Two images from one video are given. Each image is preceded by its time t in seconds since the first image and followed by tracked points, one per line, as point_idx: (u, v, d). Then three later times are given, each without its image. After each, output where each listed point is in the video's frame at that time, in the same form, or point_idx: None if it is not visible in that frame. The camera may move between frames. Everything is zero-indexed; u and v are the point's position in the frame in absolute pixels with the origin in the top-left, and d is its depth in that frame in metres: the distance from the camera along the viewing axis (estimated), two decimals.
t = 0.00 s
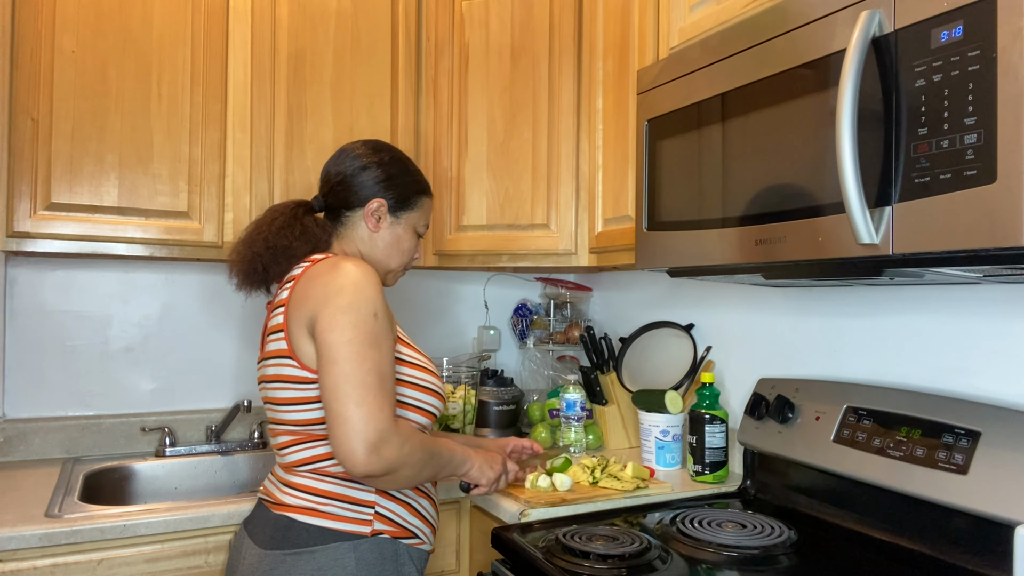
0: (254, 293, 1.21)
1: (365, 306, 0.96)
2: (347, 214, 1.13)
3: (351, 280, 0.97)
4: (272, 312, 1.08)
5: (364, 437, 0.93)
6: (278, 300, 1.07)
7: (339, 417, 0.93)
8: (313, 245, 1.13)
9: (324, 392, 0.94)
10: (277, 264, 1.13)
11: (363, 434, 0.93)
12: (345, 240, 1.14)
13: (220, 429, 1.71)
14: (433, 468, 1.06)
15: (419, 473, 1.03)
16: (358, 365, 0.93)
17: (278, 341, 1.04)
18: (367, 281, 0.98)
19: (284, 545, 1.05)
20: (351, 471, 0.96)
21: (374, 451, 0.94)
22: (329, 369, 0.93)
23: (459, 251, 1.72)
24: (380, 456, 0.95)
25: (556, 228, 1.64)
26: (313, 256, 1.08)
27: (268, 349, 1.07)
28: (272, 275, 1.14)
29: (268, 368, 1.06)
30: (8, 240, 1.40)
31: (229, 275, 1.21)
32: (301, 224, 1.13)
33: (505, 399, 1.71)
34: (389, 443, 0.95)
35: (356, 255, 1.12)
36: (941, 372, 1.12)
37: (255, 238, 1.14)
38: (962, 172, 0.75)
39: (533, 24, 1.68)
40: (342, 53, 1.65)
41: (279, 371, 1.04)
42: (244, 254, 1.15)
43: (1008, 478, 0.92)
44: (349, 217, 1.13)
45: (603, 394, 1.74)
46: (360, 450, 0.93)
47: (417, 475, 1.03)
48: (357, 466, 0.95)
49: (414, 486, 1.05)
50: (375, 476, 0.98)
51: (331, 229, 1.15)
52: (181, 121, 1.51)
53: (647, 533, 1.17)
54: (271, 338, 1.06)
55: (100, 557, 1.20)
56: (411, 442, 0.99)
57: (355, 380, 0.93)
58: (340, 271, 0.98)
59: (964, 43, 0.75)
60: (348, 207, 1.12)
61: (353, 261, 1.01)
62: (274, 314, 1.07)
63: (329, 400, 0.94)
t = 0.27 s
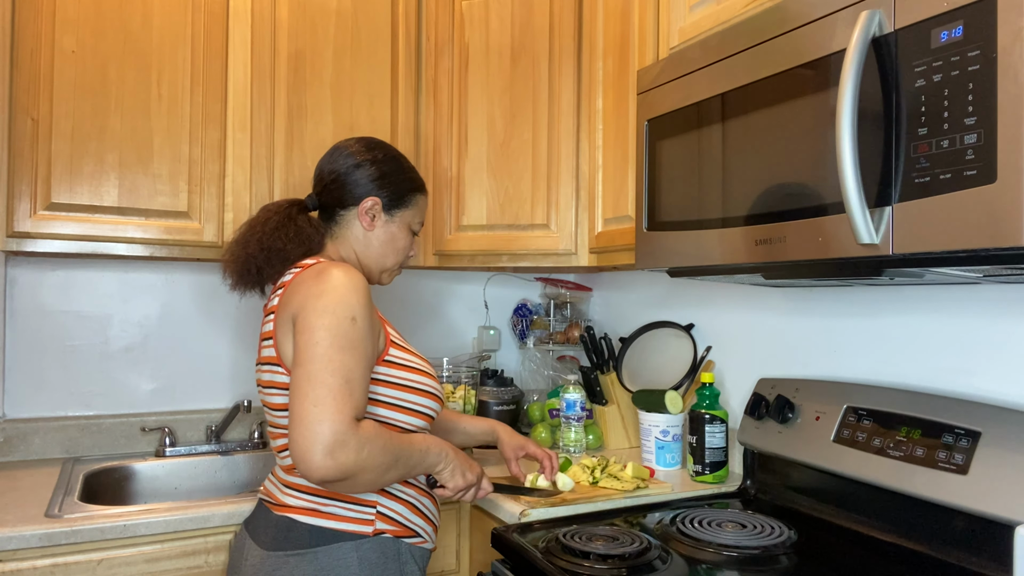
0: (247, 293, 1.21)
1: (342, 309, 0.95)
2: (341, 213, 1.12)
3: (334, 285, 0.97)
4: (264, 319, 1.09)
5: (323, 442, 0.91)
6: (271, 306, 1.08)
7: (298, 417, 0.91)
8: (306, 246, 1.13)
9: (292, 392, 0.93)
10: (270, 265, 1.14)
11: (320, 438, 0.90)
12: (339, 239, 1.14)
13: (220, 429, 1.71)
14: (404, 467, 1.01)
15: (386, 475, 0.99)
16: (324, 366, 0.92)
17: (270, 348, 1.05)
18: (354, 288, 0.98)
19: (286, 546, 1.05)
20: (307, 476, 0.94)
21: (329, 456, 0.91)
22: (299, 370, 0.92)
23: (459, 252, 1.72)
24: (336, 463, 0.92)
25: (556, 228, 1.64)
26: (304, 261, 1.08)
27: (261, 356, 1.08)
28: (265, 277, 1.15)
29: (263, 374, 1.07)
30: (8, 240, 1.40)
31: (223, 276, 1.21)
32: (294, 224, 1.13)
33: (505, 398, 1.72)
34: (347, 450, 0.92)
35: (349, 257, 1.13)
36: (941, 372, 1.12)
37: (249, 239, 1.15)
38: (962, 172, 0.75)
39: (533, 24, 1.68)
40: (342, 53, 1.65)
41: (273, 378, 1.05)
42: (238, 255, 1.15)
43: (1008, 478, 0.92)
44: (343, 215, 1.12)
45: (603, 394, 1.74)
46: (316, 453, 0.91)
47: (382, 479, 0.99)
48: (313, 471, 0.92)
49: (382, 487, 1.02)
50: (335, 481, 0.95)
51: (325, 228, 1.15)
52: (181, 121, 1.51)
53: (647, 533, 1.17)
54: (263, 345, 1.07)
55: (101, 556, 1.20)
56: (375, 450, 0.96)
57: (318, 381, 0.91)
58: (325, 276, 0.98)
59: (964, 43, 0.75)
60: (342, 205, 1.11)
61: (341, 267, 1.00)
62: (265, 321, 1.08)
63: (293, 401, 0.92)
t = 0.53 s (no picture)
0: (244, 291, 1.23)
1: (336, 317, 0.95)
2: (338, 212, 1.12)
3: (327, 290, 0.97)
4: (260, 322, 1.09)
5: (326, 454, 0.92)
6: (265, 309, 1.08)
7: (301, 430, 0.92)
8: (302, 247, 1.14)
9: (292, 405, 0.94)
10: (267, 265, 1.15)
11: (324, 450, 0.92)
12: (336, 239, 1.14)
13: (220, 429, 1.71)
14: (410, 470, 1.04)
15: (393, 479, 1.01)
16: (324, 377, 0.92)
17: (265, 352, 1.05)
18: (346, 292, 0.97)
19: (282, 548, 1.05)
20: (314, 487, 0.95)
21: (335, 467, 0.92)
22: (297, 382, 0.93)
23: (459, 252, 1.72)
24: (341, 472, 0.93)
25: (556, 228, 1.64)
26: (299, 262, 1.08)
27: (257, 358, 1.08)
28: (262, 276, 1.16)
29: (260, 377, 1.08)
30: (9, 240, 1.40)
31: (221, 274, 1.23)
32: (290, 224, 1.15)
33: (505, 398, 1.72)
34: (351, 459, 0.93)
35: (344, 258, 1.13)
36: (941, 372, 1.12)
37: (246, 238, 1.16)
38: (962, 172, 0.75)
39: (533, 23, 1.68)
40: (342, 53, 1.65)
41: (269, 381, 1.05)
42: (235, 254, 1.17)
43: (1007, 478, 0.92)
44: (341, 214, 1.12)
45: (603, 394, 1.74)
46: (321, 465, 0.92)
47: (388, 481, 1.00)
48: (319, 482, 0.93)
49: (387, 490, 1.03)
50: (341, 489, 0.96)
51: (322, 228, 1.16)
52: (181, 121, 1.51)
53: (647, 533, 1.17)
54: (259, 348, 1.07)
55: (101, 556, 1.20)
56: (381, 454, 0.97)
57: (319, 393, 0.92)
58: (317, 281, 0.98)
59: (964, 43, 0.75)
60: (339, 204, 1.11)
61: (334, 270, 1.00)
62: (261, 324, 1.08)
63: (294, 414, 0.93)
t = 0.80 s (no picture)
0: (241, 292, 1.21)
1: (349, 319, 0.95)
2: (335, 212, 1.12)
3: (334, 292, 0.97)
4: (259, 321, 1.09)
5: (360, 455, 0.93)
6: (264, 308, 1.07)
7: (331, 435, 0.93)
8: (299, 247, 1.13)
9: (316, 411, 0.94)
10: (264, 265, 1.13)
11: (357, 451, 0.93)
12: (333, 239, 1.14)
13: (220, 429, 1.71)
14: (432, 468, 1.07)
15: (420, 478, 1.05)
16: (349, 381, 0.93)
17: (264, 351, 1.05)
18: (350, 292, 0.97)
19: (280, 549, 1.05)
20: (348, 488, 0.97)
21: (370, 466, 0.94)
22: (319, 388, 0.93)
23: (459, 252, 1.72)
24: (375, 471, 0.95)
25: (556, 228, 1.64)
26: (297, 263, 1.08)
27: (256, 358, 1.07)
28: (259, 276, 1.15)
29: (258, 377, 1.07)
30: (8, 240, 1.40)
31: (217, 274, 1.22)
32: (287, 224, 1.13)
33: (505, 398, 1.72)
34: (383, 457, 0.95)
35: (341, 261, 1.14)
36: (942, 372, 1.12)
37: (242, 238, 1.15)
38: (962, 172, 0.75)
39: (533, 24, 1.68)
40: (342, 53, 1.65)
41: (267, 381, 1.05)
42: (232, 254, 1.15)
43: (1007, 478, 0.92)
44: (338, 215, 1.12)
45: (603, 394, 1.74)
46: (356, 468, 0.94)
47: (415, 481, 1.04)
48: (354, 483, 0.95)
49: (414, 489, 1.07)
50: (373, 489, 0.99)
51: (319, 228, 1.15)
52: (181, 121, 1.51)
53: (647, 533, 1.17)
54: (258, 347, 1.07)
55: (101, 556, 1.20)
56: (407, 451, 1.00)
57: (346, 396, 0.93)
58: (322, 283, 0.98)
59: (964, 43, 0.75)
60: (336, 204, 1.12)
61: (336, 270, 1.00)
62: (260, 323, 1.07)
63: (321, 420, 0.94)
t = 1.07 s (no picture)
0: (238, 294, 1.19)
1: (350, 320, 0.95)
2: (334, 212, 1.12)
3: (335, 293, 0.97)
4: (258, 322, 1.08)
5: (362, 456, 0.93)
6: (264, 308, 1.07)
7: (334, 437, 0.93)
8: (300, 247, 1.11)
9: (317, 411, 0.94)
10: (264, 266, 1.11)
11: (359, 452, 0.93)
12: (332, 239, 1.14)
13: (220, 429, 1.71)
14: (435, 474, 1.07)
15: (422, 482, 1.04)
16: (351, 383, 0.93)
17: (264, 352, 1.05)
18: (349, 293, 0.97)
19: (280, 549, 1.05)
20: (351, 489, 0.97)
21: (372, 467, 0.94)
22: (320, 389, 0.93)
23: (459, 251, 1.72)
24: (377, 472, 0.95)
25: (556, 228, 1.64)
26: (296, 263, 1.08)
27: (256, 358, 1.07)
28: (259, 277, 1.12)
29: (258, 377, 1.07)
30: (8, 240, 1.40)
31: (215, 277, 1.19)
32: (287, 224, 1.12)
33: (505, 399, 1.71)
34: (385, 458, 0.95)
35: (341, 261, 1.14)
36: (942, 372, 1.12)
37: (241, 238, 1.13)
38: (962, 172, 0.75)
39: (533, 24, 1.68)
40: (342, 53, 1.65)
41: (267, 381, 1.05)
42: (231, 255, 1.13)
43: (1007, 478, 0.92)
44: (336, 214, 1.12)
45: (603, 394, 1.73)
46: (358, 469, 0.94)
47: (418, 485, 1.04)
48: (356, 483, 0.95)
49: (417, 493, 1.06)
50: (375, 491, 0.99)
51: (318, 228, 1.14)
52: (181, 121, 1.51)
53: (647, 533, 1.17)
54: (258, 348, 1.07)
55: (101, 556, 1.20)
56: (409, 454, 1.00)
57: (347, 397, 0.93)
58: (322, 283, 0.98)
59: (964, 43, 0.75)
60: (335, 204, 1.12)
61: (335, 270, 1.00)
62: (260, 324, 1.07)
63: (322, 421, 0.94)
